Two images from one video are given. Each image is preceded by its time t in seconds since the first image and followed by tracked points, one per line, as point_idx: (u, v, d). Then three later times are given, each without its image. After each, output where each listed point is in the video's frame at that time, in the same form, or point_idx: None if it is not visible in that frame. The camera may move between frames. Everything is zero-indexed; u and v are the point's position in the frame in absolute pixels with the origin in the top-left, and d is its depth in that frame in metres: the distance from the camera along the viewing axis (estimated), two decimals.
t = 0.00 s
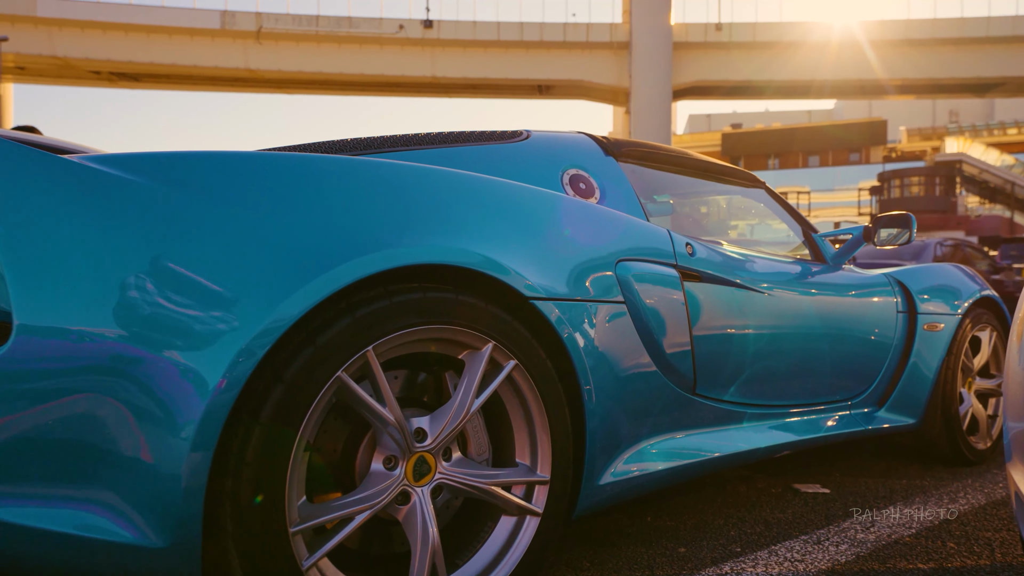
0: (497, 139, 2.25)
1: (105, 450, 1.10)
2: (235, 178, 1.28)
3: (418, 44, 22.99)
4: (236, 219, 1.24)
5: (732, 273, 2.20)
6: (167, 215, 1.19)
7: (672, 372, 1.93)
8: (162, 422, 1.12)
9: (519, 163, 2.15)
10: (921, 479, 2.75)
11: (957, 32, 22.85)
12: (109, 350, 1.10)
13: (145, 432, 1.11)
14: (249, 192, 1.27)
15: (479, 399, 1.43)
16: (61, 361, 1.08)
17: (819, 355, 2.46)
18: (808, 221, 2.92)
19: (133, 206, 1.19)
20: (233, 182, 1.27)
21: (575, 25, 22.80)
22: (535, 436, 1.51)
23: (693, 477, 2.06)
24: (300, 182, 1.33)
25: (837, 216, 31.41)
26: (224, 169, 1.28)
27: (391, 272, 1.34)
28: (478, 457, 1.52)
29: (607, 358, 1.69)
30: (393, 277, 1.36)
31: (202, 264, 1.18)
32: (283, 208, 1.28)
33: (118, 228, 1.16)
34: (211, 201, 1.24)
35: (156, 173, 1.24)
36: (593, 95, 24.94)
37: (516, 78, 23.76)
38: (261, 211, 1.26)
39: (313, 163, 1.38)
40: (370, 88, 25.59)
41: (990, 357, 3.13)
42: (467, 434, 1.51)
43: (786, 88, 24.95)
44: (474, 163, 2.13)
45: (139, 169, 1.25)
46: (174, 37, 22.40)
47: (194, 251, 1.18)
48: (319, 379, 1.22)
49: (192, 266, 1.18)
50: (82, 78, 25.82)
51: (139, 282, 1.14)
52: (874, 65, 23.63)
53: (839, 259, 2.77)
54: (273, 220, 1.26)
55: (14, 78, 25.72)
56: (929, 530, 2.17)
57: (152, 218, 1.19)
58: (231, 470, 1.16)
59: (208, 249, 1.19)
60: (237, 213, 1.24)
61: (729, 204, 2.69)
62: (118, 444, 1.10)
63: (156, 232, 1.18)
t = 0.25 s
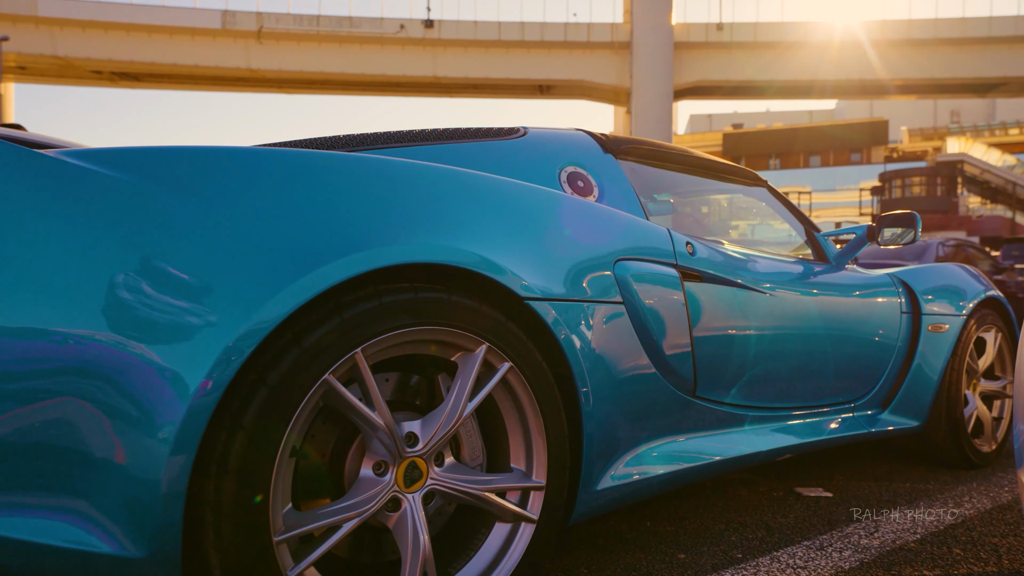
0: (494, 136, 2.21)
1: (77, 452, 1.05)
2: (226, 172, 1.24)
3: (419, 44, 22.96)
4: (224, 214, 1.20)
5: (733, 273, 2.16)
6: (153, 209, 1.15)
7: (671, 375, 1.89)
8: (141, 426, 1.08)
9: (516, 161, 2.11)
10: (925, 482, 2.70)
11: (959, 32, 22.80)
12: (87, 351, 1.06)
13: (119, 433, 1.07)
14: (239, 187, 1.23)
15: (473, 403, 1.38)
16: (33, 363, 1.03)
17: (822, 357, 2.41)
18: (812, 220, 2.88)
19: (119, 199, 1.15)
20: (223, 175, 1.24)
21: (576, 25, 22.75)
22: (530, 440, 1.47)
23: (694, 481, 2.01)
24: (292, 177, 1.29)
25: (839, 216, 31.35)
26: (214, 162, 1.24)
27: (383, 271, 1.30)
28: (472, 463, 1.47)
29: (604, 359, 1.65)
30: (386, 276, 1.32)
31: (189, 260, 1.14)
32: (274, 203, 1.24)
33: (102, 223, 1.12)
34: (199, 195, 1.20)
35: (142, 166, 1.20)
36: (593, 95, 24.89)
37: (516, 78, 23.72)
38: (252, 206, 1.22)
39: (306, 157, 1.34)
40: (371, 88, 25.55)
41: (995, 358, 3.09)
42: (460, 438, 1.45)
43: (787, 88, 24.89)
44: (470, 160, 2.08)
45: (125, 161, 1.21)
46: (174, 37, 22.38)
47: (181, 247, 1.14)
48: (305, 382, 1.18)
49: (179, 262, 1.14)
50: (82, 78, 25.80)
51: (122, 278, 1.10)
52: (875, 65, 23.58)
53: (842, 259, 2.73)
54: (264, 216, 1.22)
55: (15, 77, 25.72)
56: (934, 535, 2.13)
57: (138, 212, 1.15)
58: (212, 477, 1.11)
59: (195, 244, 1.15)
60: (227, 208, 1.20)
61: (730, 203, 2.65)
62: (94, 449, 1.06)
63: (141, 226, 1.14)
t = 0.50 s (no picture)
0: (488, 132, 2.16)
1: (43, 456, 1.00)
2: (211, 164, 1.20)
3: (418, 44, 22.90)
4: (209, 208, 1.15)
5: (733, 272, 2.11)
6: (135, 201, 1.11)
7: (670, 376, 1.85)
8: (113, 428, 1.03)
9: (510, 157, 2.06)
10: (928, 485, 2.66)
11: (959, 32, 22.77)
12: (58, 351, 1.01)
13: (87, 432, 1.02)
14: (225, 180, 1.19)
15: (462, 407, 1.35)
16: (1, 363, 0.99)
17: (823, 358, 2.37)
18: (813, 219, 2.84)
19: (98, 191, 1.10)
20: (209, 167, 1.19)
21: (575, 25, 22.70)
22: (524, 444, 1.42)
23: (693, 485, 1.97)
24: (281, 170, 1.25)
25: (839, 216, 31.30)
26: (200, 154, 1.20)
27: (371, 269, 1.26)
28: (464, 467, 1.43)
29: (601, 360, 1.61)
30: (375, 274, 1.28)
31: (170, 255, 1.10)
32: (261, 198, 1.20)
33: (78, 217, 1.08)
34: (183, 187, 1.16)
35: (120, 158, 1.16)
36: (593, 95, 24.84)
37: (516, 78, 23.67)
38: (238, 200, 1.18)
39: (296, 150, 1.30)
40: (370, 88, 25.50)
41: (998, 359, 3.04)
42: (451, 442, 1.41)
43: (787, 88, 24.84)
44: (463, 157, 2.04)
45: (108, 150, 1.16)
46: (173, 37, 22.31)
47: (163, 241, 1.10)
48: (289, 384, 1.13)
49: (160, 257, 1.09)
50: (81, 78, 25.74)
51: (100, 272, 1.06)
52: (876, 65, 23.54)
53: (844, 258, 2.69)
54: (250, 210, 1.18)
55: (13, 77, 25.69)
56: (938, 540, 2.08)
57: (119, 204, 1.11)
58: (190, 484, 1.07)
59: (177, 239, 1.11)
60: (211, 202, 1.16)
61: (730, 201, 2.60)
62: (63, 455, 1.01)
63: (122, 218, 1.10)
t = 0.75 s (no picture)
0: (482, 128, 2.12)
1: (8, 458, 0.96)
2: (194, 157, 1.16)
3: (417, 44, 22.85)
4: (189, 201, 1.11)
5: (732, 270, 2.07)
6: (111, 194, 1.07)
7: (668, 377, 1.81)
8: (82, 429, 0.98)
9: (504, 153, 2.02)
10: (930, 487, 2.62)
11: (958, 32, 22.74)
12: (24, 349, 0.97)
13: (52, 432, 0.97)
14: (208, 173, 1.15)
15: (451, 410, 1.30)
16: None
17: (824, 358, 2.33)
18: (813, 217, 2.79)
19: (70, 184, 1.06)
20: (191, 160, 1.15)
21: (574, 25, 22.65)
22: (517, 447, 1.38)
23: (691, 488, 1.93)
24: (266, 164, 1.21)
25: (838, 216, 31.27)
26: (182, 147, 1.16)
27: (358, 266, 1.21)
28: (455, 472, 1.39)
29: (596, 361, 1.56)
30: (363, 272, 1.24)
31: (147, 250, 1.06)
32: (245, 192, 1.16)
33: (49, 211, 1.03)
34: (163, 179, 1.11)
35: (95, 151, 1.11)
36: (592, 95, 24.80)
37: (514, 77, 23.62)
38: (220, 194, 1.14)
39: (282, 144, 1.26)
40: (369, 88, 25.44)
41: (1001, 359, 3.00)
42: (441, 445, 1.37)
43: (787, 87, 24.80)
44: (456, 153, 1.99)
45: (85, 142, 1.12)
46: (171, 37, 22.25)
47: (140, 236, 1.06)
48: (270, 387, 1.09)
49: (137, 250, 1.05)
50: (78, 77, 25.67)
51: (74, 265, 1.02)
52: (875, 65, 23.51)
53: (845, 256, 2.64)
54: (233, 204, 1.14)
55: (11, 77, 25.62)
56: (942, 544, 2.04)
57: (95, 196, 1.07)
58: (165, 490, 1.02)
59: (156, 232, 1.07)
60: (192, 195, 1.12)
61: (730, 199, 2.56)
62: (28, 458, 0.97)
63: (99, 211, 1.06)
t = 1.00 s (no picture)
0: (474, 122, 2.07)
1: None
2: (171, 144, 1.11)
3: (414, 44, 22.78)
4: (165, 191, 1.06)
5: (730, 268, 2.03)
6: (79, 185, 1.01)
7: (665, 377, 1.76)
8: (42, 428, 0.93)
9: (497, 147, 1.97)
10: (932, 489, 2.58)
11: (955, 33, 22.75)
12: None
13: (10, 433, 0.91)
14: (188, 162, 1.10)
15: (440, 412, 1.26)
16: None
17: (824, 358, 2.28)
18: (813, 214, 2.75)
19: (35, 173, 1.00)
20: (169, 147, 1.10)
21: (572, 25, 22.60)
22: (508, 450, 1.33)
23: (689, 491, 1.88)
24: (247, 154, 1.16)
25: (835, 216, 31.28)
26: (159, 135, 1.11)
27: (342, 263, 1.16)
28: (444, 476, 1.34)
29: (591, 360, 1.52)
30: (349, 268, 1.19)
31: (117, 244, 1.00)
32: (226, 183, 1.11)
33: (12, 200, 0.97)
34: (140, 169, 1.06)
35: (63, 139, 1.05)
36: (589, 94, 24.76)
37: (512, 77, 23.57)
38: (200, 184, 1.09)
39: (265, 135, 1.21)
40: (365, 87, 25.37)
41: (1002, 358, 2.96)
42: (430, 449, 1.32)
43: (784, 87, 24.78)
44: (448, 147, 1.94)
45: (52, 130, 1.06)
46: (166, 36, 22.15)
47: (110, 229, 1.00)
48: (248, 389, 1.04)
49: (110, 240, 1.00)
50: (73, 77, 25.54)
51: (36, 257, 0.95)
52: (872, 65, 23.49)
53: (845, 255, 2.60)
54: (213, 195, 1.09)
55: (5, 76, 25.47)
56: (945, 548, 2.00)
57: (64, 181, 1.02)
58: (136, 497, 0.97)
59: (129, 223, 1.02)
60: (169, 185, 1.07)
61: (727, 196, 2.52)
62: None
63: (71, 199, 1.00)
